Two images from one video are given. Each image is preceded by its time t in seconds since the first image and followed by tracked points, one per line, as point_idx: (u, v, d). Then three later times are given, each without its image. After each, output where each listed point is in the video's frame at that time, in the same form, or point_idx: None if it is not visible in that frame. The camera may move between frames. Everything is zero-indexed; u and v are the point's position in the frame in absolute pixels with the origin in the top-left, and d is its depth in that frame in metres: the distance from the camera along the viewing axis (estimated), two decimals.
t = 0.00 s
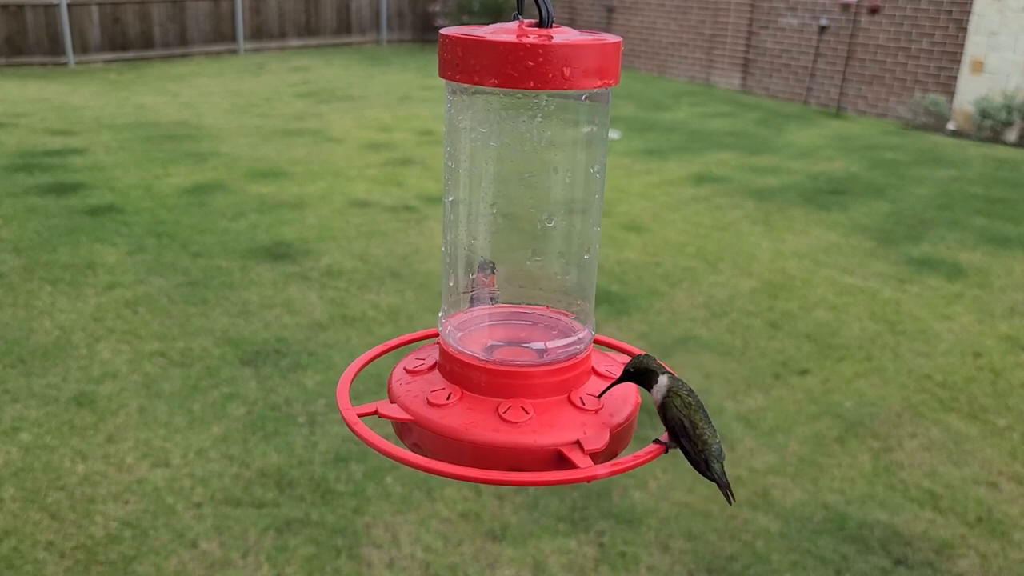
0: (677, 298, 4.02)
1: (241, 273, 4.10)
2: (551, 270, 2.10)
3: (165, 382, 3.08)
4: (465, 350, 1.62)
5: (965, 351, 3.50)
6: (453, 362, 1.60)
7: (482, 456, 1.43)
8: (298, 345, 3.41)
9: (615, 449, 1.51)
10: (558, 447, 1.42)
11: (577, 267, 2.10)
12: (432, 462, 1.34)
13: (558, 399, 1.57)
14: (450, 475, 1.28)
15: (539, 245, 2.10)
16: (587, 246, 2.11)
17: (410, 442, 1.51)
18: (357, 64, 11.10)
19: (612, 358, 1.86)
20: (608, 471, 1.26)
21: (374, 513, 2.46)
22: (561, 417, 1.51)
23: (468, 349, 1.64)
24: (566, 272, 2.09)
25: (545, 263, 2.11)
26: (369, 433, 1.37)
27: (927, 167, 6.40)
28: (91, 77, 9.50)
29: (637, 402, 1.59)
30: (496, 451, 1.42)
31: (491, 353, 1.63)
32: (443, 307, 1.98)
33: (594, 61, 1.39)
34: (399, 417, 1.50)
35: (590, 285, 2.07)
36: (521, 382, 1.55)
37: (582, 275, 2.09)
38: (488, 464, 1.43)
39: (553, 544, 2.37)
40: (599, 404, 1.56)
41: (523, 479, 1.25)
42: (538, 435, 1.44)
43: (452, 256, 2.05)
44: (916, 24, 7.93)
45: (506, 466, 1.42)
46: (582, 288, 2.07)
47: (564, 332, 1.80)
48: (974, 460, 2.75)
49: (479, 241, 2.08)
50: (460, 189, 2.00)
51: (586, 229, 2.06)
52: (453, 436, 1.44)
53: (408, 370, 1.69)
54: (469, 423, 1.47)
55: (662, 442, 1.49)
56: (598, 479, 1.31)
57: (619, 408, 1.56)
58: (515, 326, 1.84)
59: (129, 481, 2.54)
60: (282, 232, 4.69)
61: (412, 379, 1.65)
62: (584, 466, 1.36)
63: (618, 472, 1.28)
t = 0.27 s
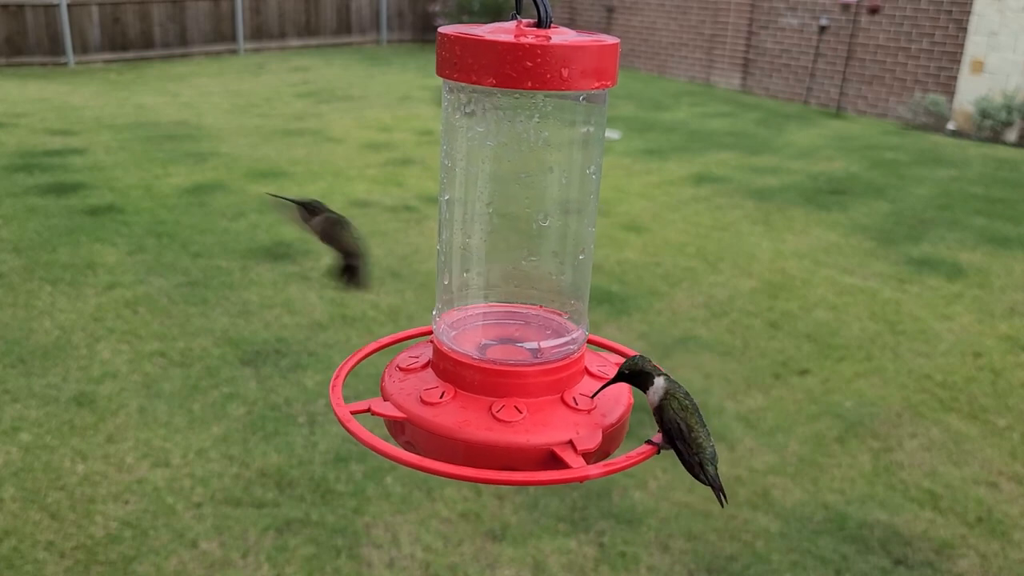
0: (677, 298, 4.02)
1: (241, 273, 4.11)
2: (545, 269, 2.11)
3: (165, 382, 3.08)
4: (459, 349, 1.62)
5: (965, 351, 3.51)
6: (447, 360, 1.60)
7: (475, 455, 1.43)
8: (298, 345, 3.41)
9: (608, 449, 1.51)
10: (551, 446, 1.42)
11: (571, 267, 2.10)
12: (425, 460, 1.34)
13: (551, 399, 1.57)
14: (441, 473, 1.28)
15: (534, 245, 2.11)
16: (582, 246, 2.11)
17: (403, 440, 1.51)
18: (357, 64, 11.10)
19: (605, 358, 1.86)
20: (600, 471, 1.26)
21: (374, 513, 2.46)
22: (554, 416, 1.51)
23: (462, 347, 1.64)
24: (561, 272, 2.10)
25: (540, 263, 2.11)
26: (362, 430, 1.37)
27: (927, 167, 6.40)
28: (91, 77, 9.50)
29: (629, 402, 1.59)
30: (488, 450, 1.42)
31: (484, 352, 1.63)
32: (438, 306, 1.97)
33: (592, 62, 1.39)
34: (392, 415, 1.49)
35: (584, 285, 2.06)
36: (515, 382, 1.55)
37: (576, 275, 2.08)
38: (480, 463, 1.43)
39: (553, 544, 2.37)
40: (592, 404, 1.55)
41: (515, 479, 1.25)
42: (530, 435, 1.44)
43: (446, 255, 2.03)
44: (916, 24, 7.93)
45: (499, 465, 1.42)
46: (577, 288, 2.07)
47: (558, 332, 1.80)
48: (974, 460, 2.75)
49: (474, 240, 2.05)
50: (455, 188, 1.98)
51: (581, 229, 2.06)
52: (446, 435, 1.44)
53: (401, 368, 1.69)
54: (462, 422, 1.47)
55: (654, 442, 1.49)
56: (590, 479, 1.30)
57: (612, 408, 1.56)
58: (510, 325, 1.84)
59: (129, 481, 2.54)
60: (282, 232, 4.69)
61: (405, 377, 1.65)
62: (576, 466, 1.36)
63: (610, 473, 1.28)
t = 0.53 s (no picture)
0: (677, 298, 4.02)
1: (241, 273, 4.11)
2: (551, 269, 2.10)
3: (165, 382, 3.09)
4: (466, 350, 1.62)
5: (965, 351, 3.50)
6: (453, 362, 1.60)
7: (483, 456, 1.43)
8: (298, 345, 3.41)
9: (616, 448, 1.51)
10: (558, 447, 1.42)
11: (577, 266, 2.09)
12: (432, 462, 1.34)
13: (559, 399, 1.57)
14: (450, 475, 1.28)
15: (539, 244, 2.11)
16: (587, 246, 2.10)
17: (411, 442, 1.52)
18: (357, 64, 11.10)
19: (612, 358, 1.86)
20: (607, 471, 1.26)
21: (374, 513, 2.46)
22: (562, 417, 1.51)
23: (468, 349, 1.64)
24: (567, 271, 2.09)
25: (545, 263, 2.11)
26: (369, 432, 1.37)
27: (927, 167, 6.40)
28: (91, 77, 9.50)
29: (637, 402, 1.59)
30: (496, 451, 1.42)
31: (491, 353, 1.63)
32: (444, 307, 1.97)
33: (594, 61, 1.39)
34: (400, 417, 1.50)
35: (590, 284, 2.06)
36: (522, 382, 1.55)
37: (582, 274, 2.08)
38: (488, 464, 1.43)
39: (553, 544, 2.37)
40: (600, 404, 1.55)
41: (523, 479, 1.25)
42: (538, 435, 1.44)
43: (451, 256, 2.03)
44: (916, 24, 7.93)
45: (506, 466, 1.42)
46: (583, 287, 2.06)
47: (564, 332, 1.80)
48: (974, 460, 2.75)
49: (479, 240, 2.07)
50: (460, 189, 1.99)
51: (585, 229, 2.06)
52: (454, 436, 1.44)
53: (408, 370, 1.69)
54: (470, 423, 1.47)
55: (663, 441, 1.48)
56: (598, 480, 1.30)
57: (620, 408, 1.56)
58: (516, 326, 1.84)
59: (129, 481, 2.54)
60: (282, 232, 4.69)
61: (412, 379, 1.65)
62: (584, 466, 1.36)
63: (617, 472, 1.28)
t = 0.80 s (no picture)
0: (677, 298, 4.02)
1: (241, 273, 4.11)
2: (552, 269, 2.10)
3: (165, 382, 3.09)
4: (467, 351, 1.62)
5: (965, 351, 3.50)
6: (455, 362, 1.60)
7: (485, 456, 1.43)
8: (298, 345, 3.41)
9: (618, 448, 1.51)
10: (561, 447, 1.42)
11: (578, 265, 2.08)
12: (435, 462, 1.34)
13: (561, 399, 1.57)
14: (453, 475, 1.27)
15: (540, 244, 2.11)
16: (588, 245, 2.09)
17: (413, 442, 1.51)
18: (357, 64, 11.10)
19: (613, 357, 1.86)
20: (610, 471, 1.26)
21: (374, 513, 2.46)
22: (563, 417, 1.51)
23: (470, 349, 1.64)
24: (568, 271, 2.08)
25: (547, 263, 2.11)
26: (372, 433, 1.37)
27: (927, 167, 6.39)
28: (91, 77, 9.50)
29: (639, 401, 1.59)
30: (499, 451, 1.42)
31: (493, 353, 1.63)
32: (445, 307, 1.98)
33: (595, 61, 1.39)
34: (402, 418, 1.49)
35: (591, 283, 2.07)
36: (524, 383, 1.55)
37: (583, 274, 2.07)
38: (491, 465, 1.43)
39: (553, 544, 2.37)
40: (601, 404, 1.55)
41: (526, 479, 1.24)
42: (541, 435, 1.44)
43: (453, 256, 2.04)
44: (916, 24, 7.93)
45: (509, 466, 1.42)
46: (584, 287, 2.06)
47: (565, 332, 1.80)
48: (974, 461, 2.75)
49: (480, 241, 2.07)
50: (460, 190, 1.98)
51: (587, 229, 2.05)
52: (456, 437, 1.44)
53: (410, 371, 1.69)
54: (472, 423, 1.47)
55: (665, 440, 1.48)
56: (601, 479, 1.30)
57: (622, 408, 1.56)
58: (517, 326, 1.84)
59: (129, 481, 2.54)
60: (282, 232, 4.69)
61: (414, 380, 1.65)
62: (587, 465, 1.36)
63: (620, 472, 1.27)
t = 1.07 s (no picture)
0: (677, 298, 4.02)
1: (241, 273, 4.11)
2: (546, 269, 2.10)
3: (165, 382, 3.09)
4: (460, 349, 1.62)
5: (965, 351, 3.51)
6: (447, 360, 1.60)
7: (475, 454, 1.43)
8: (298, 345, 3.41)
9: (608, 448, 1.51)
10: (551, 446, 1.42)
11: (572, 266, 2.10)
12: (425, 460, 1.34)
13: (551, 399, 1.57)
14: (441, 473, 1.27)
15: (534, 244, 2.12)
16: (581, 246, 2.11)
17: (403, 440, 1.51)
18: (357, 64, 11.09)
19: (606, 358, 1.86)
20: (600, 471, 1.25)
21: (374, 513, 2.46)
22: (554, 416, 1.51)
23: (462, 347, 1.64)
24: (562, 271, 2.09)
25: (540, 263, 2.11)
26: (362, 429, 1.37)
27: (927, 167, 6.40)
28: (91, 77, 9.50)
29: (630, 402, 1.59)
30: (488, 450, 1.42)
31: (485, 352, 1.63)
32: (438, 305, 1.96)
33: (592, 62, 1.39)
34: (393, 415, 1.49)
35: (584, 284, 2.05)
36: (515, 382, 1.55)
37: (577, 274, 2.08)
38: (481, 463, 1.43)
39: (553, 544, 2.37)
40: (592, 404, 1.55)
41: (515, 478, 1.24)
42: (531, 434, 1.44)
43: (447, 255, 2.02)
44: (916, 24, 7.93)
45: (498, 465, 1.42)
46: (577, 288, 2.06)
47: (558, 332, 1.80)
48: (974, 460, 2.75)
49: (474, 240, 2.05)
50: (455, 188, 1.96)
51: (581, 229, 2.05)
52: (446, 435, 1.44)
53: (402, 368, 1.69)
54: (462, 421, 1.47)
55: (655, 442, 1.48)
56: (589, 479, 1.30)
57: (612, 408, 1.56)
58: (510, 325, 1.84)
59: (129, 481, 2.54)
60: (282, 232, 4.69)
61: (406, 377, 1.65)
62: (577, 465, 1.36)
63: (609, 472, 1.27)
